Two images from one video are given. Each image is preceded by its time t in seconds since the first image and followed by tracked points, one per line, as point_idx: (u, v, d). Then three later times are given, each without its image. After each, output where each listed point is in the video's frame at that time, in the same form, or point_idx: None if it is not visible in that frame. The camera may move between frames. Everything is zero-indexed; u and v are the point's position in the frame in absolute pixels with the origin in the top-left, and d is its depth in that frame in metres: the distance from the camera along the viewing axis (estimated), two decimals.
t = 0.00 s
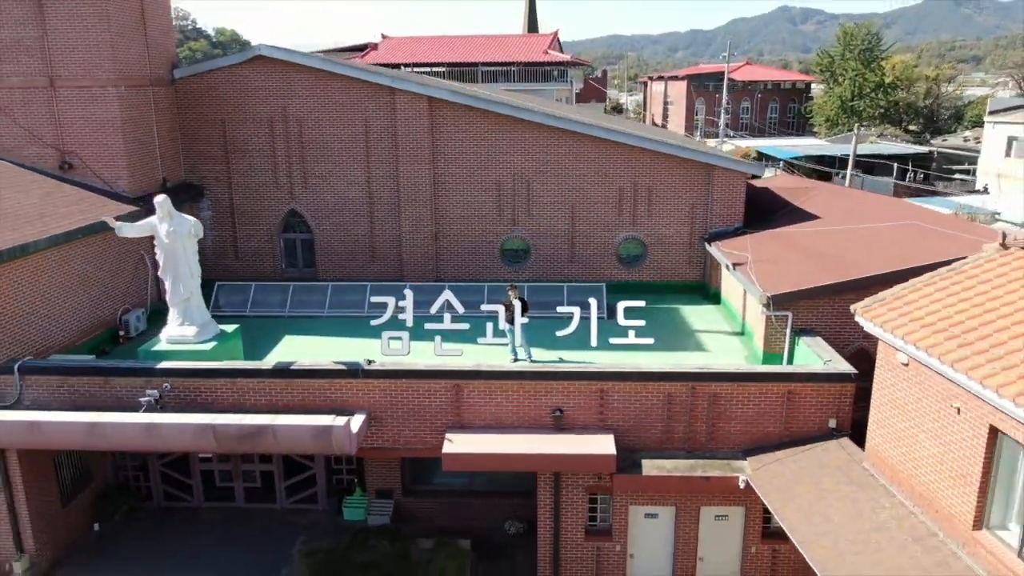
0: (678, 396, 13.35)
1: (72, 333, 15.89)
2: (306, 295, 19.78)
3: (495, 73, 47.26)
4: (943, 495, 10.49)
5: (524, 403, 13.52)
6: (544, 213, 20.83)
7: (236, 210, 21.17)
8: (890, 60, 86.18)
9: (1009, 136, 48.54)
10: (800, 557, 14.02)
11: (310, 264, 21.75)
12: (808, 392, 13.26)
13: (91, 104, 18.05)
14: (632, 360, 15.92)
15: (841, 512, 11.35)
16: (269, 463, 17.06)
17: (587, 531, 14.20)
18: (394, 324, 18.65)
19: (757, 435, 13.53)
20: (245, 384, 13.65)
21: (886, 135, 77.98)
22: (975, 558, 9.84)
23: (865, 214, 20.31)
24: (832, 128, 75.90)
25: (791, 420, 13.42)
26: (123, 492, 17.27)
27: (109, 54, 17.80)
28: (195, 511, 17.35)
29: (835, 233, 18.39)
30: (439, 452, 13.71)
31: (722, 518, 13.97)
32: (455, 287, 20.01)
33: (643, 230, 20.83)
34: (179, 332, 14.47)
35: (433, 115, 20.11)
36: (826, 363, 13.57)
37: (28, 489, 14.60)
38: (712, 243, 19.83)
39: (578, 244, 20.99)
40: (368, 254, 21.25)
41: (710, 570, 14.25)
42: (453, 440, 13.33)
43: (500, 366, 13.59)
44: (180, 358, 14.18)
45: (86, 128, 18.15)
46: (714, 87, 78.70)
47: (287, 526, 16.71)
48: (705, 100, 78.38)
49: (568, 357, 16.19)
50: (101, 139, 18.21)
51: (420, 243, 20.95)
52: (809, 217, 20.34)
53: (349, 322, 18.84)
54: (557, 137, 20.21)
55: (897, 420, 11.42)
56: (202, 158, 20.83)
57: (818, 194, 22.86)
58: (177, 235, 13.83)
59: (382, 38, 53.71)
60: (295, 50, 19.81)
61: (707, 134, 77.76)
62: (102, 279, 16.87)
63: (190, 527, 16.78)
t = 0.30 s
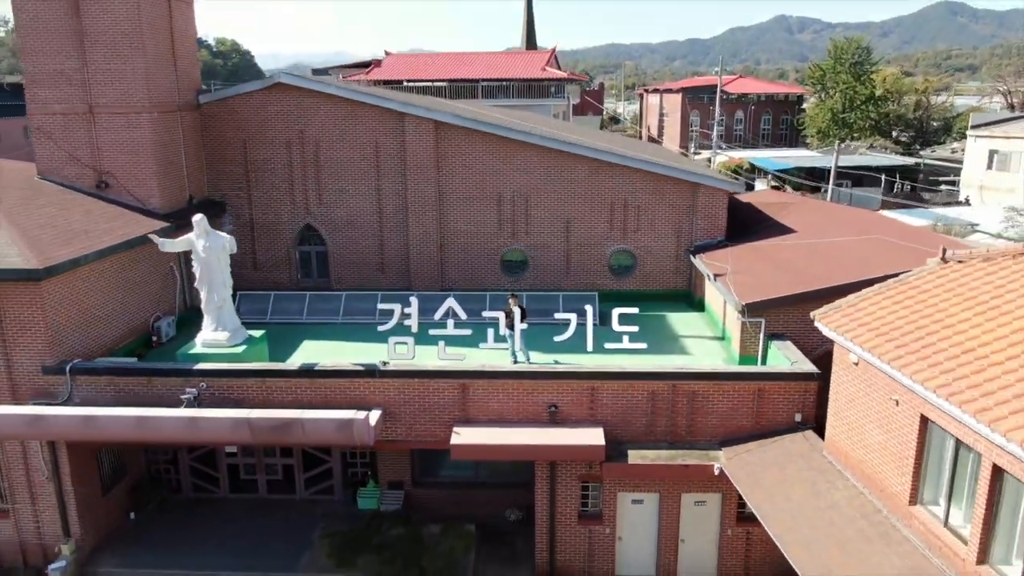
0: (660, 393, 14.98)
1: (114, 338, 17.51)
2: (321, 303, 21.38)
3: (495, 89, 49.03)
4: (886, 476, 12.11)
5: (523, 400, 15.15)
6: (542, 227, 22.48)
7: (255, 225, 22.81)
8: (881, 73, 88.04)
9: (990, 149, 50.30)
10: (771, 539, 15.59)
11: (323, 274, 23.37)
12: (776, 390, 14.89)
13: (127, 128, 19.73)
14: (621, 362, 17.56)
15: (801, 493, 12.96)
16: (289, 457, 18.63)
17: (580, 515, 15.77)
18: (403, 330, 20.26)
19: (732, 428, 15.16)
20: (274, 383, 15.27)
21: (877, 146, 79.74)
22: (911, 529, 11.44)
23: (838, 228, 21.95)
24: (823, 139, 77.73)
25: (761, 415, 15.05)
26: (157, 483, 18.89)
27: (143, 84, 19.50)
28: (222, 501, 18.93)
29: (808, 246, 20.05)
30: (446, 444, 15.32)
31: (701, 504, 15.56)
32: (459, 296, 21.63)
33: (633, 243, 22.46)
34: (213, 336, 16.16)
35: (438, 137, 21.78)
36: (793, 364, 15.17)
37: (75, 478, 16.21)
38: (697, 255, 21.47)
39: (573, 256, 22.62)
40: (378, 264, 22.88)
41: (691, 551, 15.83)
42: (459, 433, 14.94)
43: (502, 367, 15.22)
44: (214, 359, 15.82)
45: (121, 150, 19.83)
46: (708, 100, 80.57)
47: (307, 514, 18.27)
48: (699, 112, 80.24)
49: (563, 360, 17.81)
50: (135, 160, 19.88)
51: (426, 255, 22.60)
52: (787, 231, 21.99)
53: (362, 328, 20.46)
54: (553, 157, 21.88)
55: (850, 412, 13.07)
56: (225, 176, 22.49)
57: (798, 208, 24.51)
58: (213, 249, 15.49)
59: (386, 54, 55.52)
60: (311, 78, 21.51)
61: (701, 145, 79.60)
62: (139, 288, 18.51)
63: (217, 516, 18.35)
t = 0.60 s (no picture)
0: (645, 391, 16.64)
1: (147, 343, 19.16)
2: (334, 311, 23.03)
3: (495, 104, 50.81)
4: (840, 463, 13.76)
5: (521, 398, 16.82)
6: (538, 240, 24.16)
7: (272, 238, 24.50)
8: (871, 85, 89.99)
9: (972, 162, 52.13)
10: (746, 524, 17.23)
11: (335, 284, 25.04)
12: (749, 389, 16.56)
13: (156, 150, 21.44)
14: (611, 364, 19.23)
15: (768, 479, 14.62)
16: (306, 453, 20.25)
17: (573, 503, 17.41)
18: (411, 335, 21.93)
19: (710, 423, 16.82)
20: (296, 383, 16.93)
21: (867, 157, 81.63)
22: (859, 508, 13.08)
23: (812, 241, 23.68)
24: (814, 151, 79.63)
25: (736, 411, 16.72)
26: (184, 477, 20.49)
27: (172, 110, 21.23)
28: (244, 494, 20.55)
29: (784, 258, 21.75)
30: (452, 438, 16.97)
31: (682, 492, 17.21)
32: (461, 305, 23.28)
33: (623, 254, 24.15)
34: (241, 341, 17.86)
35: (443, 156, 23.51)
36: (764, 365, 16.85)
37: (113, 471, 17.84)
38: (682, 266, 23.16)
39: (568, 266, 24.30)
40: (386, 275, 24.56)
41: (673, 536, 17.48)
42: (464, 428, 16.60)
43: (502, 369, 16.90)
44: (241, 362, 17.51)
45: (151, 170, 21.53)
46: (702, 112, 82.52)
47: (322, 505, 19.89)
48: (694, 124, 82.16)
49: (558, 362, 19.48)
50: (164, 180, 21.59)
51: (431, 266, 24.29)
52: (766, 244, 23.69)
53: (372, 334, 22.12)
54: (549, 175, 23.59)
55: (811, 408, 14.75)
56: (244, 193, 24.18)
57: (778, 222, 26.22)
58: (241, 262, 17.20)
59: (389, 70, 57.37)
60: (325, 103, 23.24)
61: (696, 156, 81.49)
62: (169, 297, 20.18)
63: (240, 507, 19.95)
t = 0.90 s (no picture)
0: (633, 393, 18.31)
1: (177, 349, 20.84)
2: (346, 319, 24.66)
3: (495, 120, 52.58)
4: (806, 455, 15.42)
5: (521, 399, 18.49)
6: (537, 253, 25.83)
7: (288, 251, 26.19)
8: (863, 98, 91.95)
9: (956, 175, 53.94)
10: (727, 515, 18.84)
11: (346, 294, 26.69)
12: (728, 390, 18.22)
13: (182, 171, 23.16)
14: (603, 367, 20.90)
15: (743, 471, 16.26)
16: (322, 451, 21.88)
17: (568, 496, 19.04)
18: (418, 342, 23.58)
19: (693, 422, 18.47)
20: (316, 386, 18.61)
21: (858, 169, 83.47)
22: (821, 494, 14.70)
23: (792, 253, 25.36)
24: (807, 163, 81.49)
25: (716, 411, 18.37)
26: (209, 473, 22.16)
27: (197, 134, 22.95)
28: (264, 489, 22.17)
29: (764, 270, 23.44)
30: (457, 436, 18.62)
31: (668, 485, 18.84)
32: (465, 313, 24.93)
33: (616, 266, 25.80)
34: (265, 347, 19.62)
35: (447, 175, 25.23)
36: (742, 369, 18.52)
37: (147, 467, 19.48)
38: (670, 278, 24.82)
39: (565, 278, 25.97)
40: (393, 285, 26.24)
41: (660, 525, 19.08)
42: (469, 426, 18.26)
43: (504, 372, 18.57)
44: (265, 367, 19.20)
45: (177, 189, 23.24)
46: (697, 125, 84.42)
47: (337, 499, 21.50)
48: (689, 137, 84.03)
49: (555, 366, 21.13)
50: (189, 198, 23.30)
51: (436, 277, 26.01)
52: (749, 256, 25.38)
53: (383, 340, 23.78)
54: (547, 192, 25.28)
55: (781, 406, 16.41)
56: (262, 209, 25.88)
57: (761, 236, 27.94)
58: (266, 275, 18.91)
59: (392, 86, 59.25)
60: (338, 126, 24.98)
61: (691, 168, 83.37)
62: (195, 307, 21.85)
63: (261, 501, 21.56)
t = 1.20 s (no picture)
0: (623, 395, 19.96)
1: (202, 355, 22.49)
2: (356, 328, 26.27)
3: (495, 135, 54.34)
4: (778, 451, 17.05)
5: (521, 402, 20.14)
6: (535, 266, 27.49)
7: (301, 264, 27.85)
8: (854, 111, 93.94)
9: (941, 188, 55.75)
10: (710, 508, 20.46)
11: (355, 304, 28.36)
12: (710, 393, 19.86)
13: (205, 190, 24.85)
14: (597, 372, 22.56)
15: (723, 465, 17.89)
16: (335, 451, 23.50)
17: (564, 491, 20.64)
18: (424, 348, 25.23)
19: (679, 422, 20.10)
20: (333, 389, 20.27)
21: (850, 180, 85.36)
22: (791, 485, 16.33)
23: (775, 266, 27.05)
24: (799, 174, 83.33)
25: (700, 412, 20.00)
26: (230, 471, 23.78)
27: (219, 155, 24.66)
28: (281, 487, 23.76)
29: (748, 282, 25.11)
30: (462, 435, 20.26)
31: (656, 480, 20.46)
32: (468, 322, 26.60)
33: (610, 278, 27.46)
34: (284, 353, 21.40)
35: (452, 193, 26.94)
36: (724, 373, 20.18)
37: (175, 465, 21.09)
38: (661, 289, 26.49)
39: (561, 289, 27.63)
40: (401, 296, 27.90)
41: (649, 518, 20.69)
42: (472, 426, 19.92)
43: (505, 377, 20.23)
44: (285, 372, 20.90)
45: (200, 207, 24.92)
46: (692, 138, 86.25)
47: (350, 496, 23.10)
48: (684, 150, 85.87)
49: (552, 371, 22.79)
50: (211, 215, 24.98)
51: (441, 289, 27.69)
52: (734, 269, 27.09)
53: (391, 347, 25.41)
54: (544, 209, 26.97)
55: (758, 407, 18.06)
56: (277, 225, 27.55)
57: (747, 249, 29.64)
58: (286, 287, 20.63)
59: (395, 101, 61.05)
60: (350, 147, 26.69)
61: (686, 180, 85.19)
62: (218, 316, 23.50)
63: (278, 498, 23.14)
